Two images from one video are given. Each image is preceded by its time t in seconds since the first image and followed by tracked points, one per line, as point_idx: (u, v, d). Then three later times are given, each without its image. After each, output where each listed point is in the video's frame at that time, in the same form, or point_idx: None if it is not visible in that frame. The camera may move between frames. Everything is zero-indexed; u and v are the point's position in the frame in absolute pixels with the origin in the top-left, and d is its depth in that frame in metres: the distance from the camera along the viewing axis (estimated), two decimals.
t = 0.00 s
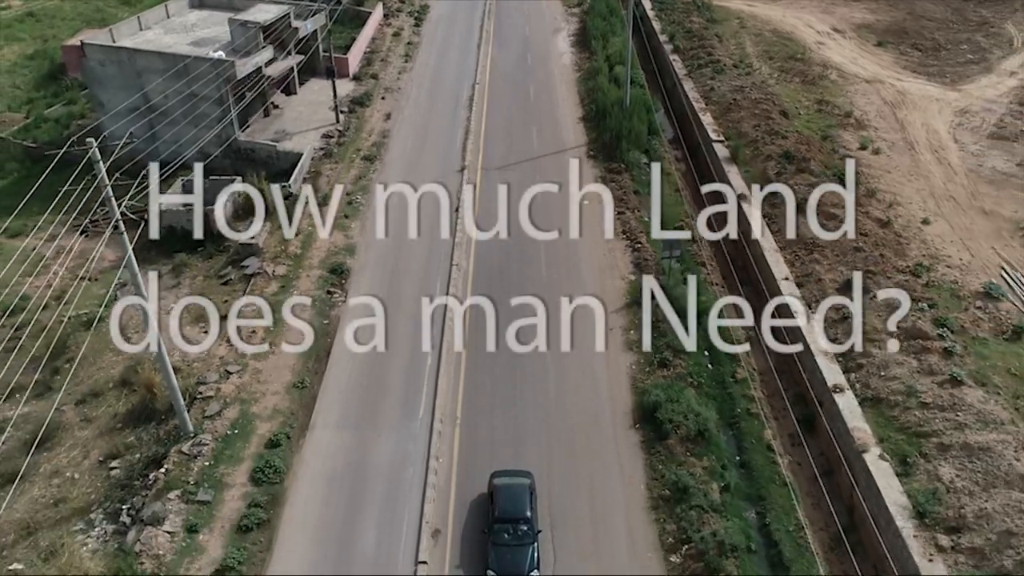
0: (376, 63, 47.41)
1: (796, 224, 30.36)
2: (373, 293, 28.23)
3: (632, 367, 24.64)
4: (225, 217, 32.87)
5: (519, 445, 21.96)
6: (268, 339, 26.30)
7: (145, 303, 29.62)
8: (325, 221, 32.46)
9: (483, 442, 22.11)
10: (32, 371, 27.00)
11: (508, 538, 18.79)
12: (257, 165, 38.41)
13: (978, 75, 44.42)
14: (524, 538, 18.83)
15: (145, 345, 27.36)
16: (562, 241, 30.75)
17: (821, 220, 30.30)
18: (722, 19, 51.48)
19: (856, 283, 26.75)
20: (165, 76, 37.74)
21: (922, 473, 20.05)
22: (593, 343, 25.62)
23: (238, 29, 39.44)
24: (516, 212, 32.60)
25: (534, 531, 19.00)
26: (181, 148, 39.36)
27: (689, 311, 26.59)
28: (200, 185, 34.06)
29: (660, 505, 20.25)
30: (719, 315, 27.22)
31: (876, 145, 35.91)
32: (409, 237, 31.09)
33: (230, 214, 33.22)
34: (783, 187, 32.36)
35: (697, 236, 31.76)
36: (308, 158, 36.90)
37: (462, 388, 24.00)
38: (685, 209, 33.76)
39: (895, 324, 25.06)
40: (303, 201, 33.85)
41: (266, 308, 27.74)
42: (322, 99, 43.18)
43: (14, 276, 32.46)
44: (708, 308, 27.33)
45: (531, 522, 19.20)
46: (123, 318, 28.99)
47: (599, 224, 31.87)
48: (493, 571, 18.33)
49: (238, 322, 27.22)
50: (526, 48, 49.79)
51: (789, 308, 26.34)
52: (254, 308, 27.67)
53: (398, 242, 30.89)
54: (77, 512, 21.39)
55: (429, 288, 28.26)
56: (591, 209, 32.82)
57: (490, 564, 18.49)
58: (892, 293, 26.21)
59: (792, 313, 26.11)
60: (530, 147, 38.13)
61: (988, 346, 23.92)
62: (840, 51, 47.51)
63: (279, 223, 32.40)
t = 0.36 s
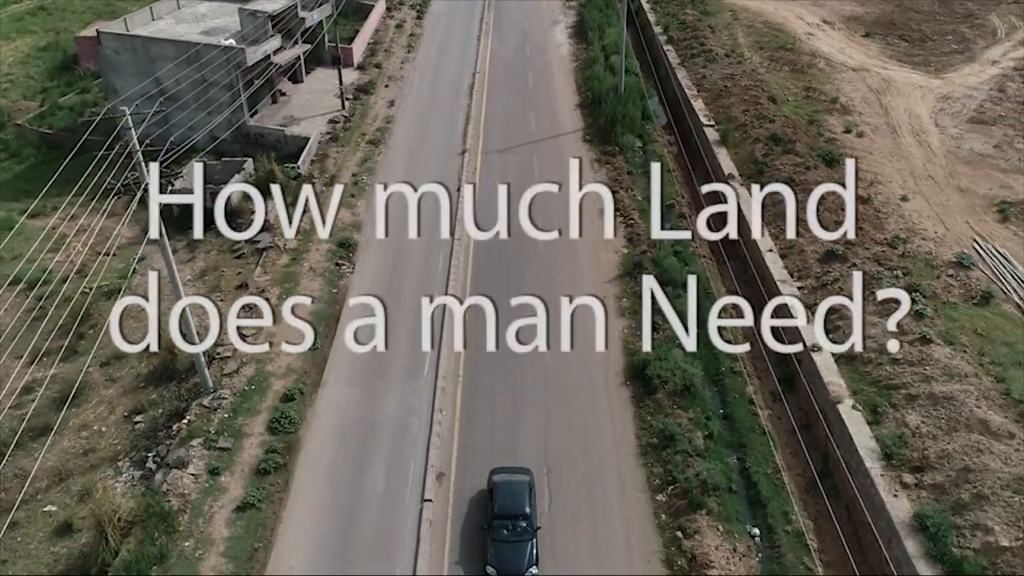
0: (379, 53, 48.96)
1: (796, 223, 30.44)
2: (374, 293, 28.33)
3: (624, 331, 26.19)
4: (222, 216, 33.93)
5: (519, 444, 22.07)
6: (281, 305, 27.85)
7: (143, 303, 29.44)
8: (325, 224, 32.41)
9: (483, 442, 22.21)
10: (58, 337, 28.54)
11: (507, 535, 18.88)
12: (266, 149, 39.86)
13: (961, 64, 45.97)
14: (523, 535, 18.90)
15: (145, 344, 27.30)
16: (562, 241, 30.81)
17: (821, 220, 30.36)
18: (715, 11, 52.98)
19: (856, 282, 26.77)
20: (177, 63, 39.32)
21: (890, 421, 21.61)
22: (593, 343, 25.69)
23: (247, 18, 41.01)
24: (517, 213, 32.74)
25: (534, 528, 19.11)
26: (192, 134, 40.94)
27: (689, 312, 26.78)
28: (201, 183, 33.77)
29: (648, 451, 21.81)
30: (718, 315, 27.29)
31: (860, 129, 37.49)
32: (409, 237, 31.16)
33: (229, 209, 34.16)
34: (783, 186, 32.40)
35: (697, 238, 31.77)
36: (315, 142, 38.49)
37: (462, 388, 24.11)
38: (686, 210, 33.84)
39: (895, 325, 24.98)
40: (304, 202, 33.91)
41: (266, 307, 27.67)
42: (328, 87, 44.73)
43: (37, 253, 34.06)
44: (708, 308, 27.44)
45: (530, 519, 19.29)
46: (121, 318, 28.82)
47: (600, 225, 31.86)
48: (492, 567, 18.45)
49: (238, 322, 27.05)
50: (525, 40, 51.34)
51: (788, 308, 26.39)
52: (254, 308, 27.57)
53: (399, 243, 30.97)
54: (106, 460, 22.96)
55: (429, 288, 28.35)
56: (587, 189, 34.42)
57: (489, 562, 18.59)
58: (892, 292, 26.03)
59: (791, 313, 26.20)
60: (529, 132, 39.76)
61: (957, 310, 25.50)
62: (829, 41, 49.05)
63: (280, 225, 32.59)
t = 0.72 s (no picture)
0: (383, 43, 50.58)
1: (796, 223, 30.44)
2: (374, 293, 28.31)
3: (617, 297, 27.84)
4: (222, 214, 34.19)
5: (518, 444, 22.10)
6: (292, 274, 29.45)
7: (143, 303, 29.18)
8: (325, 224, 32.29)
9: (482, 444, 22.18)
10: (82, 305, 30.15)
11: (506, 527, 18.90)
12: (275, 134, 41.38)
13: (945, 53, 47.60)
14: (521, 528, 18.89)
15: (146, 343, 27.30)
16: (562, 242, 30.87)
17: (821, 221, 30.41)
18: (709, 3, 54.58)
19: (856, 281, 26.66)
20: (190, 50, 40.95)
21: (862, 374, 23.23)
22: (593, 343, 25.75)
23: (257, 7, 42.60)
24: (517, 213, 32.84)
25: (533, 520, 19.14)
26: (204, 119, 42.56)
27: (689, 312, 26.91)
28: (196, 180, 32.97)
29: (637, 403, 23.44)
30: (718, 315, 27.28)
31: (845, 113, 39.14)
32: (409, 237, 31.18)
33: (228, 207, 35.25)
34: (784, 186, 32.41)
35: (697, 238, 31.75)
36: (323, 127, 40.08)
37: (461, 387, 24.16)
38: (686, 211, 33.81)
39: (896, 325, 24.77)
40: (304, 199, 33.44)
41: (267, 308, 27.55)
42: (334, 75, 46.34)
43: (58, 229, 35.70)
44: (708, 308, 27.43)
45: (529, 512, 19.31)
46: (124, 319, 28.71)
47: (600, 225, 31.88)
48: (491, 560, 18.40)
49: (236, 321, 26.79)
50: (524, 31, 52.96)
51: (788, 308, 26.37)
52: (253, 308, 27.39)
53: (399, 242, 31.00)
54: (133, 412, 24.59)
55: (428, 288, 28.33)
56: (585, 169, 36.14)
57: (489, 554, 18.52)
58: (893, 292, 25.83)
59: (791, 313, 26.17)
60: (528, 117, 41.44)
61: (930, 276, 27.08)
62: (818, 32, 50.65)
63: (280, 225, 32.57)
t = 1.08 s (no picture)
0: (387, 35, 52.06)
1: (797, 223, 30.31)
2: (374, 293, 28.35)
3: (611, 269, 29.34)
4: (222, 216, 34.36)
5: (518, 440, 22.27)
6: (303, 250, 30.91)
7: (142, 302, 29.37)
8: (325, 225, 32.28)
9: (482, 442, 22.26)
10: (105, 279, 31.59)
11: (505, 520, 19.15)
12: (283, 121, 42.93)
13: (932, 44, 49.08)
14: (520, 521, 19.14)
15: (146, 344, 27.57)
16: (562, 242, 30.87)
17: (821, 221, 30.27)
18: None
19: (856, 282, 26.47)
20: (201, 41, 42.46)
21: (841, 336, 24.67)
22: (593, 343, 25.81)
23: None
24: (516, 214, 32.93)
25: (531, 513, 19.38)
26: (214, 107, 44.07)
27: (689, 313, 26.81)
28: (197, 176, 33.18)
29: (629, 364, 24.89)
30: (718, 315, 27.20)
31: (832, 100, 40.62)
32: (409, 237, 31.23)
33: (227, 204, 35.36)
34: (783, 187, 32.30)
35: (697, 238, 31.69)
36: (330, 114, 41.57)
37: (461, 385, 24.26)
38: (687, 212, 33.78)
39: (896, 325, 24.57)
40: (303, 200, 33.65)
41: (266, 307, 27.53)
42: (340, 65, 47.81)
43: (76, 211, 37.24)
44: (708, 309, 27.36)
45: (528, 505, 19.57)
46: (122, 321, 28.93)
47: (600, 225, 31.88)
48: (490, 552, 18.60)
49: (236, 320, 26.96)
50: (523, 24, 54.44)
51: (788, 308, 26.23)
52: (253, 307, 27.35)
53: (399, 242, 31.03)
54: (154, 374, 26.08)
55: (429, 289, 28.39)
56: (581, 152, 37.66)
57: (489, 547, 18.72)
58: (893, 292, 25.61)
59: (792, 314, 26.04)
60: (527, 105, 42.94)
61: (908, 249, 28.55)
62: (809, 24, 52.11)
63: (280, 225, 32.51)
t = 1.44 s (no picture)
0: (390, 26, 53.75)
1: (797, 221, 30.23)
2: (374, 293, 28.37)
3: (605, 240, 31.01)
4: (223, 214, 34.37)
5: (517, 434, 22.57)
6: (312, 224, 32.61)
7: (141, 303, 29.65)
8: (325, 225, 32.16)
9: (482, 439, 22.46)
10: (129, 251, 33.24)
11: (503, 511, 19.50)
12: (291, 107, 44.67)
13: (917, 34, 50.75)
14: (518, 512, 19.52)
15: (146, 344, 27.72)
16: (562, 242, 30.89)
17: (821, 221, 30.22)
18: None
19: (855, 282, 26.36)
20: (213, 30, 44.23)
21: (819, 298, 26.25)
22: (593, 343, 25.81)
23: None
24: (517, 213, 32.94)
25: (529, 505, 19.75)
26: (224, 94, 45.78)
27: (689, 313, 26.80)
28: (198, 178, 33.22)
29: (620, 324, 26.57)
30: (718, 316, 27.22)
31: (818, 86, 42.33)
32: (410, 237, 31.23)
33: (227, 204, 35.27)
34: (783, 186, 32.28)
35: (697, 238, 31.76)
36: (336, 100, 43.28)
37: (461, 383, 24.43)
38: (686, 213, 33.83)
39: (896, 325, 24.43)
40: (304, 201, 33.44)
41: (267, 308, 27.51)
42: (345, 54, 49.48)
43: (95, 191, 38.98)
44: (708, 310, 27.35)
45: (526, 496, 19.96)
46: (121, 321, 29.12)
47: (600, 225, 31.87)
48: (489, 542, 18.97)
49: (236, 320, 26.99)
50: (522, 17, 56.14)
51: (787, 307, 26.15)
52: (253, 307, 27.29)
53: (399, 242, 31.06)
54: (176, 336, 27.80)
55: (429, 289, 28.42)
56: (577, 136, 39.40)
57: (487, 538, 19.08)
58: (893, 292, 25.51)
59: (791, 314, 25.97)
60: (526, 91, 44.61)
61: (885, 221, 30.19)
62: (799, 15, 53.78)
63: (280, 226, 32.45)
